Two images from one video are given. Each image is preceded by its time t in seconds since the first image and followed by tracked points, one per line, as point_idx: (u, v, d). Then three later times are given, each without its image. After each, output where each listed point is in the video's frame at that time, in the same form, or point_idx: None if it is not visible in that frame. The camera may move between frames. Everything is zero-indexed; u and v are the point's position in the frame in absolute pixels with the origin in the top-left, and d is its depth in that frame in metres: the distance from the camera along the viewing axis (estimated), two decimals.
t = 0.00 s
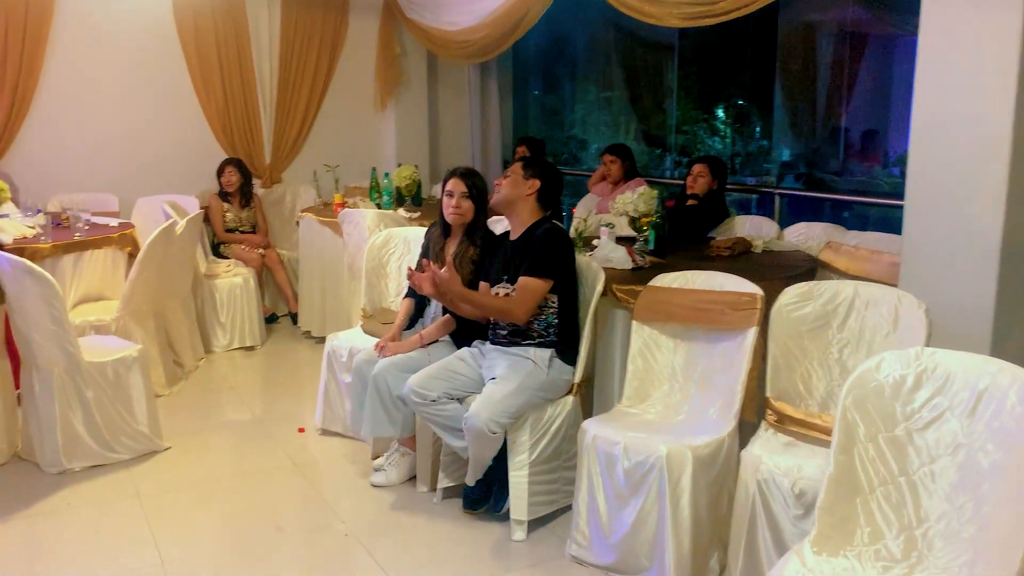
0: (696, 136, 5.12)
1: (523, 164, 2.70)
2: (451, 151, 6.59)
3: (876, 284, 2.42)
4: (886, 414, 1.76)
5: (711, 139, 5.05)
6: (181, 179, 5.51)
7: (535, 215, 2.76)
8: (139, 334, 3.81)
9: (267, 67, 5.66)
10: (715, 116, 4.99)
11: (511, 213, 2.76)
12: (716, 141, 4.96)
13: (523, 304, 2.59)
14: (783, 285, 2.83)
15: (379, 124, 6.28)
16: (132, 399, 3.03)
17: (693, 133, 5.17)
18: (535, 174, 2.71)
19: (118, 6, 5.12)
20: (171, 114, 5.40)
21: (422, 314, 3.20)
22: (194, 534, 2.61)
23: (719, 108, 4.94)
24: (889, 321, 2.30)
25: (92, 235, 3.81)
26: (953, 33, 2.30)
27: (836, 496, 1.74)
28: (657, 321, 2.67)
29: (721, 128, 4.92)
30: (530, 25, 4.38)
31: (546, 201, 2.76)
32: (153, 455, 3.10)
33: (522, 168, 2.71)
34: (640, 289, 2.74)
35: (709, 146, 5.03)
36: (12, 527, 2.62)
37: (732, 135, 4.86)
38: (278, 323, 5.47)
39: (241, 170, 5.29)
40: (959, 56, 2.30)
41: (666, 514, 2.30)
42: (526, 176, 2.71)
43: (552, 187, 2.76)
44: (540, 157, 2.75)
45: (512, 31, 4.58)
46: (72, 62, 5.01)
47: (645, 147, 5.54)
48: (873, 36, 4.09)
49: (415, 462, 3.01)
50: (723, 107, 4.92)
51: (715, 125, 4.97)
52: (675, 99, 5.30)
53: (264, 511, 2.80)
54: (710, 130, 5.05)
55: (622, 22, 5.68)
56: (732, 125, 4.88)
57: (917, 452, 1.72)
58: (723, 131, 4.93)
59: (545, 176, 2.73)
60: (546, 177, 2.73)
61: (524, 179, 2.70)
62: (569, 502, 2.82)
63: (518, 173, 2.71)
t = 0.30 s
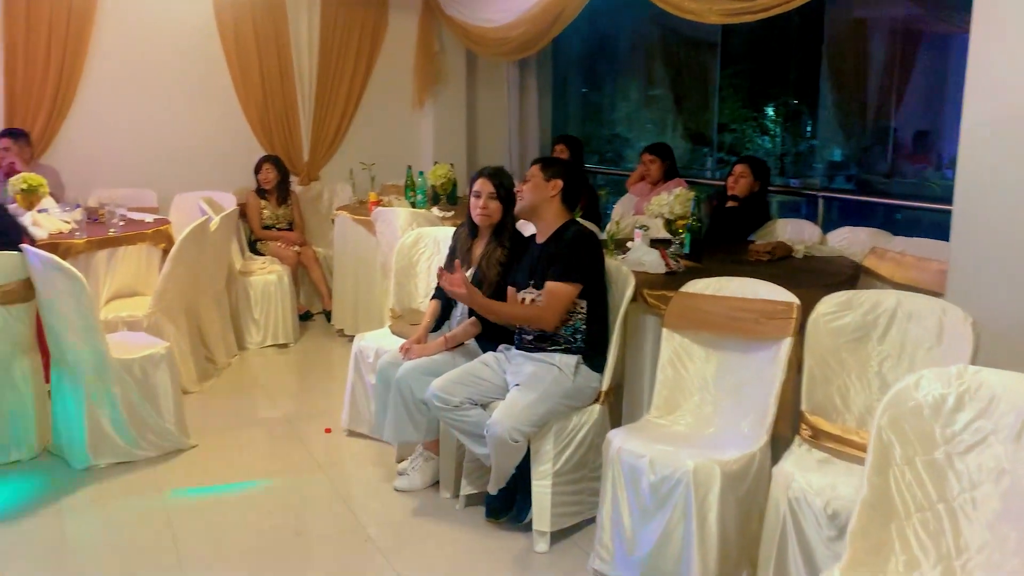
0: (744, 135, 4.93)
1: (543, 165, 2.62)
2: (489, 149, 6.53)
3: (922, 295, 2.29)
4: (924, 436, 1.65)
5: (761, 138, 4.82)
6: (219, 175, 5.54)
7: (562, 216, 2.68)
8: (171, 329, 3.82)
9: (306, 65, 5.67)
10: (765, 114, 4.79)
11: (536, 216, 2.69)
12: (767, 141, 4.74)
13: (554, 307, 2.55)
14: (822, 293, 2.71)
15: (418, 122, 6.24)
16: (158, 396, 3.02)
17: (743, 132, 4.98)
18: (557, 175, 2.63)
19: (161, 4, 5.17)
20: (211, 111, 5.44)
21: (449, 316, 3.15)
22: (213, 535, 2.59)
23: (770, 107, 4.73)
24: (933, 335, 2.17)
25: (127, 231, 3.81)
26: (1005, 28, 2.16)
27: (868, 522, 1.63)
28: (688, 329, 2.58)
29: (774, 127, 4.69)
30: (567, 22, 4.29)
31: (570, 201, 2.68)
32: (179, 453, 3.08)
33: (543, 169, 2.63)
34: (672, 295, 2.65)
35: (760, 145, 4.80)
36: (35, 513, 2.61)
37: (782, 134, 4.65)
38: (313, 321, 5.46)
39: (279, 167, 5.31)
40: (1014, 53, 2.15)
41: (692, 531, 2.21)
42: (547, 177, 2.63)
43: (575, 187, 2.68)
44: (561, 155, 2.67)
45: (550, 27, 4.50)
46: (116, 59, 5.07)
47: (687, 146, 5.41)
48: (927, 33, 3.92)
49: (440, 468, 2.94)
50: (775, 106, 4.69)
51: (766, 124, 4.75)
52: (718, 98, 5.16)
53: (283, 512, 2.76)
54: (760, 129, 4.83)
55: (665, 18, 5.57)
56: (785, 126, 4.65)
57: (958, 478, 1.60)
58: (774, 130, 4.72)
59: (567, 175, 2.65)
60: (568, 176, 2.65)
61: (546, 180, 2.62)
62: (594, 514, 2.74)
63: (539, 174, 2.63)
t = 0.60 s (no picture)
0: (797, 132, 4.76)
1: (575, 167, 2.55)
2: (531, 148, 6.46)
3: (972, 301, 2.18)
4: (971, 455, 1.55)
5: (814, 135, 4.65)
6: (261, 174, 5.58)
7: (596, 219, 2.61)
8: (209, 327, 3.83)
9: (349, 63, 5.67)
10: (819, 112, 4.60)
11: (571, 220, 2.61)
12: (821, 138, 4.56)
13: (607, 325, 2.47)
14: (869, 299, 2.58)
15: (460, 120, 6.21)
16: (192, 394, 3.02)
17: (795, 129, 4.80)
18: (589, 177, 2.56)
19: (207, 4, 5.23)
20: (254, 110, 5.48)
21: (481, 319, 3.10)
22: (240, 534, 2.57)
23: (824, 104, 4.56)
24: (986, 344, 2.06)
25: (166, 229, 3.84)
26: None
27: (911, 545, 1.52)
28: (725, 335, 2.49)
29: (827, 124, 4.52)
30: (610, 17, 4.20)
31: (605, 203, 2.60)
32: (212, 452, 3.08)
33: (574, 172, 2.56)
34: (709, 299, 2.56)
35: (813, 142, 4.63)
36: (69, 507, 2.62)
37: (836, 132, 4.47)
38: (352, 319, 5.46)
39: (320, 165, 5.33)
40: None
41: (726, 546, 2.12)
42: (580, 180, 2.55)
43: (609, 188, 2.61)
44: (593, 156, 2.59)
45: (593, 23, 4.42)
46: (162, 58, 5.14)
47: (734, 144, 5.28)
48: (986, 28, 3.74)
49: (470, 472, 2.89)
50: (829, 103, 4.53)
51: (819, 121, 4.57)
52: (767, 94, 5.01)
53: (312, 513, 2.74)
54: (812, 126, 4.66)
55: (712, 13, 5.43)
56: (839, 123, 4.47)
57: (1008, 501, 1.51)
58: (827, 127, 4.53)
59: (600, 177, 2.58)
60: (601, 177, 2.58)
61: (579, 182, 2.55)
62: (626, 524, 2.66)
63: (570, 177, 2.55)
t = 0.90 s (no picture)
0: (848, 124, 4.59)
1: (613, 163, 2.47)
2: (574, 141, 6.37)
3: None
4: None
5: (866, 127, 4.48)
6: (304, 169, 5.60)
7: (637, 217, 2.53)
8: (249, 322, 3.84)
9: (390, 58, 5.65)
10: (872, 103, 4.43)
11: (610, 218, 2.53)
12: (873, 130, 4.39)
13: (650, 327, 2.41)
14: (923, 297, 2.46)
15: (501, 114, 6.15)
16: (229, 390, 3.01)
17: (845, 122, 4.62)
18: (627, 172, 2.48)
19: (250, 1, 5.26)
20: (296, 105, 5.50)
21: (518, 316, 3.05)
22: (274, 531, 2.57)
23: (876, 95, 4.39)
24: None
25: (207, 224, 3.86)
26: None
27: (964, 563, 1.43)
28: (770, 334, 2.39)
29: (879, 116, 4.35)
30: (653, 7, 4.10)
31: (645, 199, 2.52)
32: (249, 447, 3.08)
33: (612, 167, 2.47)
34: (753, 296, 2.47)
35: (865, 135, 4.45)
36: (107, 501, 2.64)
37: (889, 124, 4.30)
38: (392, 314, 5.45)
39: (361, 160, 5.32)
40: None
41: (766, 555, 2.03)
42: (619, 177, 2.47)
43: (649, 184, 2.52)
44: (632, 150, 2.51)
45: (636, 13, 4.32)
46: (206, 55, 5.19)
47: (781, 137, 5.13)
48: None
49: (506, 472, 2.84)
50: (882, 94, 4.35)
51: (871, 113, 4.40)
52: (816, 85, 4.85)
53: (347, 512, 2.72)
54: (864, 117, 4.48)
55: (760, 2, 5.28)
56: (892, 115, 4.30)
57: None
58: (880, 119, 4.36)
59: (639, 172, 2.49)
60: (640, 173, 2.49)
61: (617, 179, 2.47)
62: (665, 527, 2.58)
63: (608, 174, 2.47)
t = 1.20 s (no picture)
0: (902, 112, 4.39)
1: (659, 154, 2.37)
2: (618, 131, 6.24)
3: None
4: None
5: (920, 116, 4.28)
6: (346, 161, 5.58)
7: (684, 210, 2.42)
8: (290, 316, 3.82)
9: (433, 48, 5.60)
10: (927, 90, 4.23)
11: (655, 211, 2.43)
12: (928, 119, 4.20)
13: (696, 323, 2.31)
14: (988, 294, 2.31)
15: (545, 103, 6.05)
16: (268, 384, 2.99)
17: (899, 110, 4.44)
18: (673, 163, 2.37)
19: None
20: (339, 97, 5.49)
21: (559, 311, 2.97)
22: (308, 528, 2.54)
23: (932, 83, 4.20)
24: None
25: (248, 217, 3.84)
26: None
27: None
28: (823, 332, 2.27)
29: (934, 104, 4.16)
30: None
31: (692, 190, 2.41)
32: (287, 442, 3.06)
33: (658, 158, 2.37)
34: (806, 292, 2.35)
35: (919, 123, 4.26)
36: (145, 495, 2.64)
37: (945, 112, 4.11)
38: (434, 307, 5.40)
39: (402, 152, 5.27)
40: None
41: (818, 565, 1.93)
42: (665, 168, 2.37)
43: (696, 175, 2.42)
44: (679, 140, 2.40)
45: None
46: (249, 48, 5.21)
47: (832, 125, 4.94)
48: None
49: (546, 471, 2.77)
50: (937, 82, 4.17)
51: (926, 100, 4.21)
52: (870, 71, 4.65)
53: (382, 509, 2.67)
54: (918, 105, 4.29)
55: None
56: (948, 102, 4.12)
57: None
58: (936, 107, 4.17)
59: (686, 163, 2.39)
60: (687, 163, 2.39)
61: (663, 170, 2.37)
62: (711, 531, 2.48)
63: (653, 164, 2.37)
